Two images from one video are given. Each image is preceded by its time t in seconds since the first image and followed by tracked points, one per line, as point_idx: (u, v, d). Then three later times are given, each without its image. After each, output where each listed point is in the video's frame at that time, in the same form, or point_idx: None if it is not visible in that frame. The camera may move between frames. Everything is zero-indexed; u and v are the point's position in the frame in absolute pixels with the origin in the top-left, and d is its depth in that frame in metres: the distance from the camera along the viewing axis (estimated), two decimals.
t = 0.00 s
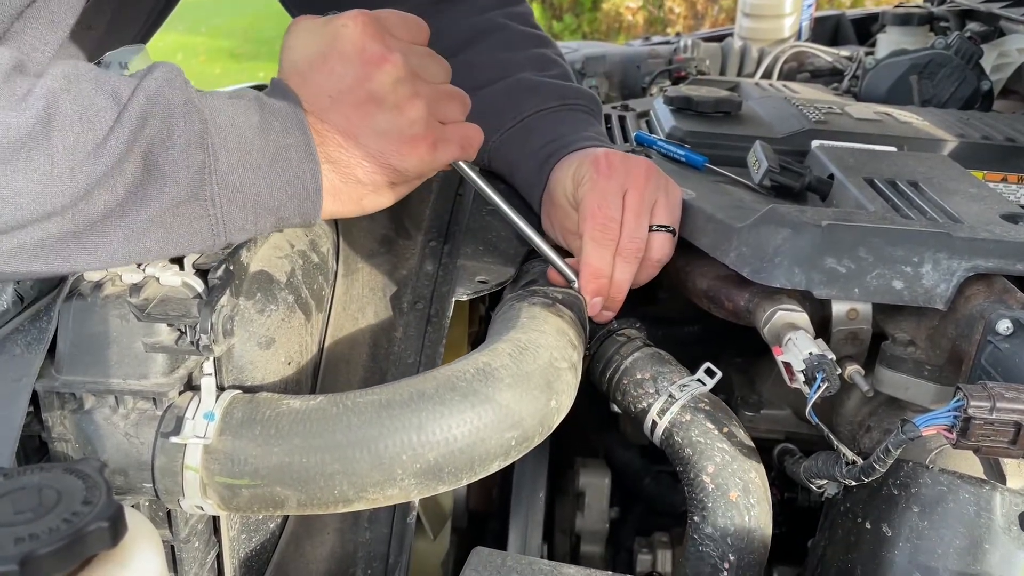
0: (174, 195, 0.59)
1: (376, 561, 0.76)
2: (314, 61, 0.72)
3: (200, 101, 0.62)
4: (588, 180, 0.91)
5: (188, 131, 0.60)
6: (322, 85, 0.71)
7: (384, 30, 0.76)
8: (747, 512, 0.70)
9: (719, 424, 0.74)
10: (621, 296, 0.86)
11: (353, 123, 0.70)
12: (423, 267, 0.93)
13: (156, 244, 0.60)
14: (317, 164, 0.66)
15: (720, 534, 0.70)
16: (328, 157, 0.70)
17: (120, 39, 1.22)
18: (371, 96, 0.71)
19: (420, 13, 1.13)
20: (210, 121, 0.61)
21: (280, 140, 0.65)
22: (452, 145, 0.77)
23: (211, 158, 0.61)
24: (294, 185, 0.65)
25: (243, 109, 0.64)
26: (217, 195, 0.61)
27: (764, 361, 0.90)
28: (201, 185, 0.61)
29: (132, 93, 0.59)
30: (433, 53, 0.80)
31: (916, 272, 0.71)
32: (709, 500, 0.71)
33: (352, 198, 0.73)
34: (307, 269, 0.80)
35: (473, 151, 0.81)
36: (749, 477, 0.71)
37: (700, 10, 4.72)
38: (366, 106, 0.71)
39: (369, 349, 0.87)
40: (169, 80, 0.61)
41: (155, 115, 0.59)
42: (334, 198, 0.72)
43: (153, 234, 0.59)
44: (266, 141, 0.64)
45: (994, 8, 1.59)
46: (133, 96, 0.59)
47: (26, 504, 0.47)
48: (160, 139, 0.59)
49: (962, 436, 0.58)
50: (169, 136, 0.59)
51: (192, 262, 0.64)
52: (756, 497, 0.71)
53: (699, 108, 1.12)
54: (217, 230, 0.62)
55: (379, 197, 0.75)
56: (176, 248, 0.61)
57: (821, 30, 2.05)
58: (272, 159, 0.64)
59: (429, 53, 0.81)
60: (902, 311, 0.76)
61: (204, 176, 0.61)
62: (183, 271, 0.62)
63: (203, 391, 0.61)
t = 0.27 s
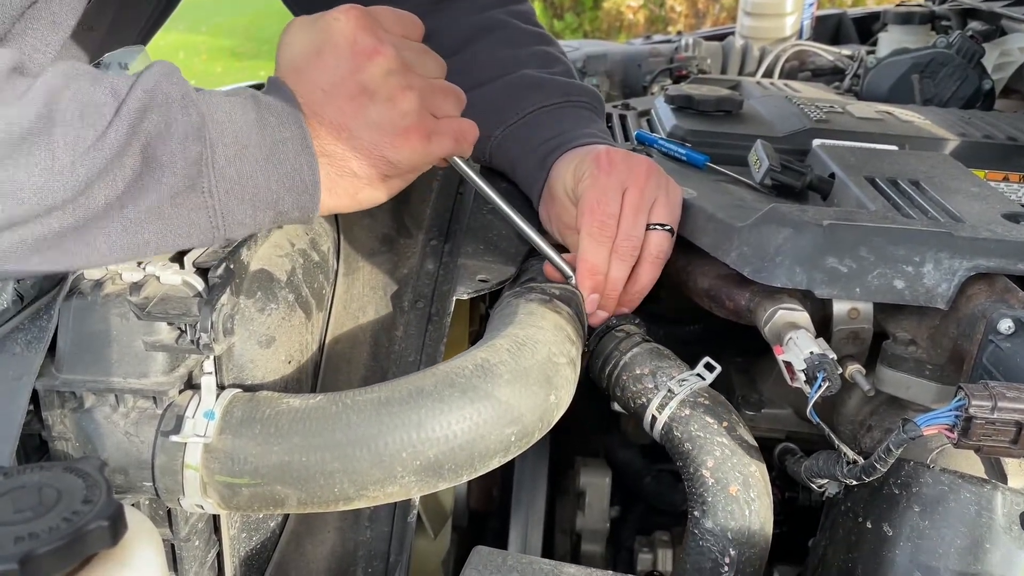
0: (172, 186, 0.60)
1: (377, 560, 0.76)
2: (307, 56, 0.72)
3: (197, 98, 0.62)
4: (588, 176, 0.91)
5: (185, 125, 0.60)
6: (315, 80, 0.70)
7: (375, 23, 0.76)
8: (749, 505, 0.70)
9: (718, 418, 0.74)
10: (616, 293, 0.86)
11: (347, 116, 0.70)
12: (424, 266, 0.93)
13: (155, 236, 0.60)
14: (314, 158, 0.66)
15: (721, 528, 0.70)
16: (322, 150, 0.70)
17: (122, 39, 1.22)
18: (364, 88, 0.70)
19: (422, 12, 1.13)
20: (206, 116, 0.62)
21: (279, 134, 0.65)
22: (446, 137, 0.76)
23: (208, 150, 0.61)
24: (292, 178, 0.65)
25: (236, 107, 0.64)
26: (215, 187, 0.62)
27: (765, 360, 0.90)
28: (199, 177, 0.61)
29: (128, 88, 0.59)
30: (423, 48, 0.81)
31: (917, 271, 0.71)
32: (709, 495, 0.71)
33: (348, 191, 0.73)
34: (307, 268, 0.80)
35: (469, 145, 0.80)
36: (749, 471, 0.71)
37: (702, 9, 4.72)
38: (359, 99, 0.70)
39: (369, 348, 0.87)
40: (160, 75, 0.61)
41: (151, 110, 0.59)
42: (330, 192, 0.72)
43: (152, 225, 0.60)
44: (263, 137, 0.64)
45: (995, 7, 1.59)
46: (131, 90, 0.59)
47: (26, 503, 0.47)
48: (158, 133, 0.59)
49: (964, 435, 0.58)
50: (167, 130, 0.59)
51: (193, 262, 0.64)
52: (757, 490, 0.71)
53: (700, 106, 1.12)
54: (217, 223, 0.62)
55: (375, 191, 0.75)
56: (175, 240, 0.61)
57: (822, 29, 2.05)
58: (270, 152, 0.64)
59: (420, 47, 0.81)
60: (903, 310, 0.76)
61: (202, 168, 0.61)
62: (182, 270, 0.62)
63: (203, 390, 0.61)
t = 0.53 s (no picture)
0: (174, 186, 0.59)
1: (378, 558, 0.76)
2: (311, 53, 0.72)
3: (200, 102, 0.62)
4: (589, 176, 0.91)
5: (188, 125, 0.60)
6: (321, 79, 0.70)
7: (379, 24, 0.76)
8: (749, 509, 0.70)
9: (720, 420, 0.74)
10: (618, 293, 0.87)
11: (352, 116, 0.70)
12: (425, 265, 0.93)
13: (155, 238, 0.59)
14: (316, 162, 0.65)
15: (722, 531, 0.70)
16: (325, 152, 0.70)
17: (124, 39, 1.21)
18: (369, 87, 0.71)
19: (423, 11, 1.13)
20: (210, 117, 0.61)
21: (284, 135, 0.64)
22: (447, 138, 0.77)
23: (211, 151, 0.60)
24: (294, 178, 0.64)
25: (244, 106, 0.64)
26: (217, 189, 0.61)
27: (766, 360, 0.90)
28: (201, 179, 0.60)
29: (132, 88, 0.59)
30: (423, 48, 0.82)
31: (919, 271, 0.70)
32: (711, 496, 0.71)
33: (350, 195, 0.73)
34: (309, 267, 0.80)
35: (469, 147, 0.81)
36: (751, 473, 0.71)
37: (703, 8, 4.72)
38: (364, 98, 0.70)
39: (370, 347, 0.87)
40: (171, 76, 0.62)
41: (154, 109, 0.59)
42: (331, 193, 0.71)
43: (153, 227, 0.59)
44: (268, 138, 0.64)
45: (997, 6, 1.59)
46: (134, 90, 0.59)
47: (28, 501, 0.47)
48: (162, 134, 0.59)
49: (965, 435, 0.58)
50: (170, 128, 0.59)
51: (194, 261, 0.64)
52: (759, 493, 0.71)
53: (701, 106, 1.12)
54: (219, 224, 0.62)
55: (378, 194, 0.75)
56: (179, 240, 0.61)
57: (823, 29, 2.05)
58: (273, 155, 0.63)
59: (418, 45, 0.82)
60: (904, 310, 0.76)
61: (205, 169, 0.60)
62: (184, 269, 0.62)
63: (206, 389, 0.61)
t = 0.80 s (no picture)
0: (126, 213, 0.55)
1: (380, 559, 0.76)
2: (318, 81, 0.61)
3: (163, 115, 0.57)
4: (594, 178, 0.91)
5: (144, 150, 0.56)
6: (327, 115, 0.61)
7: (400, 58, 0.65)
8: (750, 522, 0.70)
9: (724, 432, 0.74)
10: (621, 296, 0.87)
11: (359, 164, 0.62)
12: (427, 266, 0.93)
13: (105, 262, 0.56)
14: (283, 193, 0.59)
15: (723, 542, 0.70)
16: (322, 196, 0.63)
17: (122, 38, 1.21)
18: (384, 135, 0.62)
19: (425, 11, 1.13)
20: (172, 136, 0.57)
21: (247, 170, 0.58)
22: (459, 173, 0.72)
23: (170, 179, 0.56)
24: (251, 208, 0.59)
25: (208, 126, 0.58)
26: (174, 216, 0.57)
27: (769, 360, 0.90)
28: (157, 203, 0.56)
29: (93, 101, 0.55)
30: (441, 68, 0.70)
31: (921, 272, 0.70)
32: (713, 506, 0.71)
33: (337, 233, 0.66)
34: (311, 268, 0.80)
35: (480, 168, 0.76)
36: (754, 487, 0.71)
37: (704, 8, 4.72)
38: (378, 148, 0.62)
39: (373, 347, 0.87)
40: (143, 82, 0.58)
41: (110, 126, 0.55)
42: (313, 230, 0.65)
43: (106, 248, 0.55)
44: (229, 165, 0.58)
45: (999, 6, 1.59)
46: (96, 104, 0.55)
47: (30, 502, 0.47)
48: (117, 154, 0.55)
49: (968, 436, 0.58)
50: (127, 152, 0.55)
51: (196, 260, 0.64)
52: (761, 507, 0.71)
53: (703, 106, 1.12)
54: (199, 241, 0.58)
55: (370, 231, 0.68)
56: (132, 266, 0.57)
57: (825, 29, 2.04)
58: (233, 187, 0.58)
59: (443, 70, 0.70)
60: (907, 310, 0.76)
61: (161, 194, 0.56)
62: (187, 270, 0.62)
63: (208, 389, 0.61)
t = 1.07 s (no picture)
0: (160, 168, 0.61)
1: (382, 559, 0.76)
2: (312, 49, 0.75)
3: (192, 90, 0.64)
4: (593, 177, 0.91)
5: (180, 117, 0.62)
6: (322, 69, 0.73)
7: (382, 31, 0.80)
8: (754, 513, 0.70)
9: (725, 424, 0.74)
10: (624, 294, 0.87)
11: (346, 111, 0.72)
12: (429, 266, 0.92)
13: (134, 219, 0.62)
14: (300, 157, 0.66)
15: (726, 535, 0.70)
16: (317, 143, 0.70)
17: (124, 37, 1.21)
18: (364, 82, 0.73)
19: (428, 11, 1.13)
20: (202, 109, 0.63)
21: (269, 130, 0.66)
22: (433, 140, 0.76)
23: (200, 139, 0.63)
24: (271, 168, 0.65)
25: (234, 106, 0.65)
26: (201, 173, 0.63)
27: (771, 361, 0.90)
28: (186, 165, 0.62)
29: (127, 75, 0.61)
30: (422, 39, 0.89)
31: (924, 272, 0.70)
32: (715, 500, 0.71)
33: (334, 190, 0.72)
34: (313, 268, 0.80)
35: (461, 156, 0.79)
36: (755, 479, 0.71)
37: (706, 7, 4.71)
38: (361, 95, 0.73)
39: (375, 347, 0.86)
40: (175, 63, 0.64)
41: (151, 94, 0.61)
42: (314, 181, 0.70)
43: (138, 202, 0.62)
44: (252, 133, 0.65)
45: (1002, 6, 1.59)
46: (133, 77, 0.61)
47: (33, 503, 0.47)
48: (154, 119, 0.61)
49: (971, 438, 0.58)
50: (165, 116, 0.61)
51: (199, 260, 0.64)
52: (763, 498, 0.71)
53: (705, 106, 1.12)
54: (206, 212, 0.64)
55: (362, 191, 0.73)
56: (156, 222, 0.62)
57: (827, 29, 2.04)
58: (256, 150, 0.65)
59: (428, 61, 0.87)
60: (909, 311, 0.76)
61: (192, 155, 0.62)
62: (189, 270, 0.62)
63: (209, 390, 0.61)
